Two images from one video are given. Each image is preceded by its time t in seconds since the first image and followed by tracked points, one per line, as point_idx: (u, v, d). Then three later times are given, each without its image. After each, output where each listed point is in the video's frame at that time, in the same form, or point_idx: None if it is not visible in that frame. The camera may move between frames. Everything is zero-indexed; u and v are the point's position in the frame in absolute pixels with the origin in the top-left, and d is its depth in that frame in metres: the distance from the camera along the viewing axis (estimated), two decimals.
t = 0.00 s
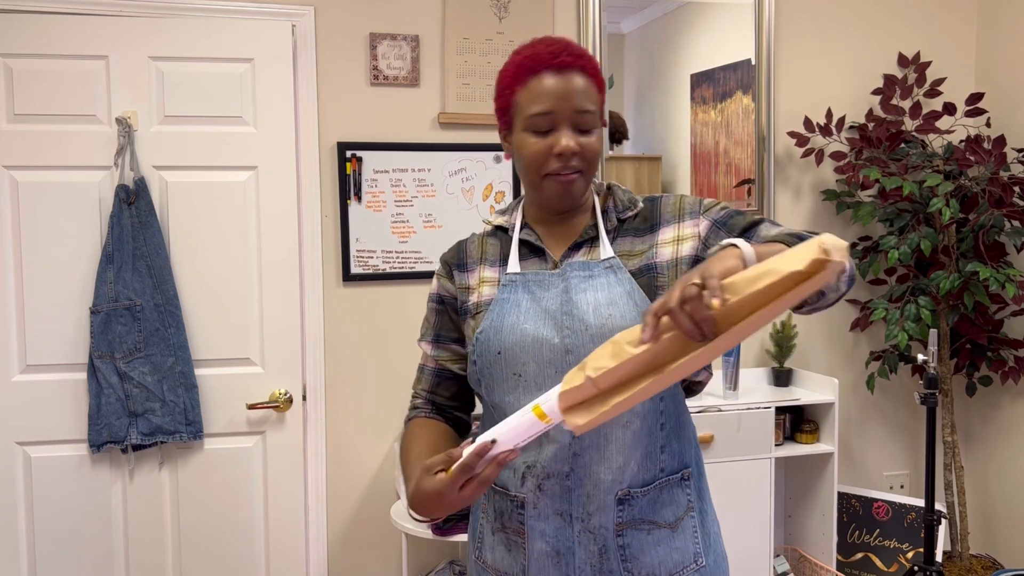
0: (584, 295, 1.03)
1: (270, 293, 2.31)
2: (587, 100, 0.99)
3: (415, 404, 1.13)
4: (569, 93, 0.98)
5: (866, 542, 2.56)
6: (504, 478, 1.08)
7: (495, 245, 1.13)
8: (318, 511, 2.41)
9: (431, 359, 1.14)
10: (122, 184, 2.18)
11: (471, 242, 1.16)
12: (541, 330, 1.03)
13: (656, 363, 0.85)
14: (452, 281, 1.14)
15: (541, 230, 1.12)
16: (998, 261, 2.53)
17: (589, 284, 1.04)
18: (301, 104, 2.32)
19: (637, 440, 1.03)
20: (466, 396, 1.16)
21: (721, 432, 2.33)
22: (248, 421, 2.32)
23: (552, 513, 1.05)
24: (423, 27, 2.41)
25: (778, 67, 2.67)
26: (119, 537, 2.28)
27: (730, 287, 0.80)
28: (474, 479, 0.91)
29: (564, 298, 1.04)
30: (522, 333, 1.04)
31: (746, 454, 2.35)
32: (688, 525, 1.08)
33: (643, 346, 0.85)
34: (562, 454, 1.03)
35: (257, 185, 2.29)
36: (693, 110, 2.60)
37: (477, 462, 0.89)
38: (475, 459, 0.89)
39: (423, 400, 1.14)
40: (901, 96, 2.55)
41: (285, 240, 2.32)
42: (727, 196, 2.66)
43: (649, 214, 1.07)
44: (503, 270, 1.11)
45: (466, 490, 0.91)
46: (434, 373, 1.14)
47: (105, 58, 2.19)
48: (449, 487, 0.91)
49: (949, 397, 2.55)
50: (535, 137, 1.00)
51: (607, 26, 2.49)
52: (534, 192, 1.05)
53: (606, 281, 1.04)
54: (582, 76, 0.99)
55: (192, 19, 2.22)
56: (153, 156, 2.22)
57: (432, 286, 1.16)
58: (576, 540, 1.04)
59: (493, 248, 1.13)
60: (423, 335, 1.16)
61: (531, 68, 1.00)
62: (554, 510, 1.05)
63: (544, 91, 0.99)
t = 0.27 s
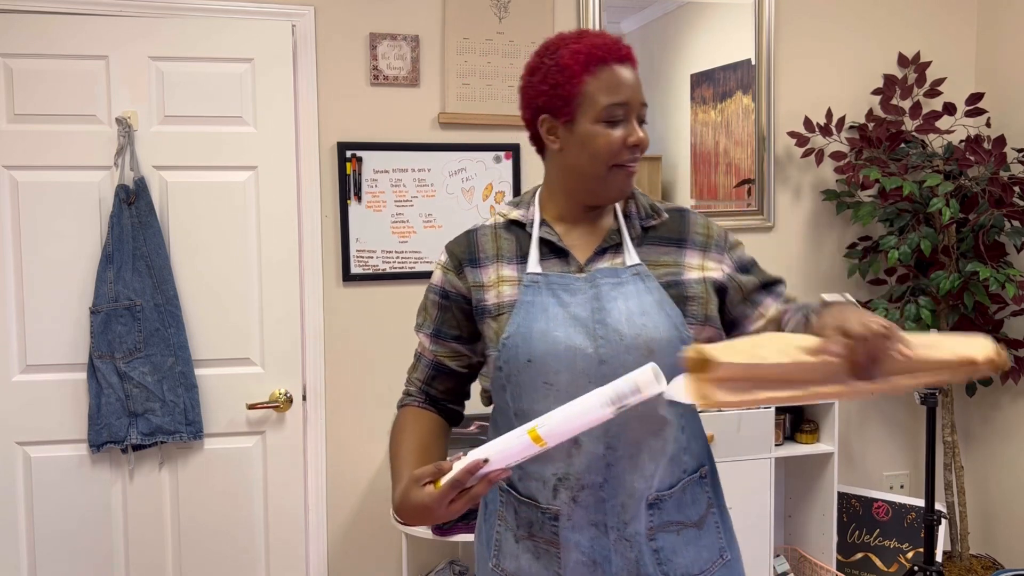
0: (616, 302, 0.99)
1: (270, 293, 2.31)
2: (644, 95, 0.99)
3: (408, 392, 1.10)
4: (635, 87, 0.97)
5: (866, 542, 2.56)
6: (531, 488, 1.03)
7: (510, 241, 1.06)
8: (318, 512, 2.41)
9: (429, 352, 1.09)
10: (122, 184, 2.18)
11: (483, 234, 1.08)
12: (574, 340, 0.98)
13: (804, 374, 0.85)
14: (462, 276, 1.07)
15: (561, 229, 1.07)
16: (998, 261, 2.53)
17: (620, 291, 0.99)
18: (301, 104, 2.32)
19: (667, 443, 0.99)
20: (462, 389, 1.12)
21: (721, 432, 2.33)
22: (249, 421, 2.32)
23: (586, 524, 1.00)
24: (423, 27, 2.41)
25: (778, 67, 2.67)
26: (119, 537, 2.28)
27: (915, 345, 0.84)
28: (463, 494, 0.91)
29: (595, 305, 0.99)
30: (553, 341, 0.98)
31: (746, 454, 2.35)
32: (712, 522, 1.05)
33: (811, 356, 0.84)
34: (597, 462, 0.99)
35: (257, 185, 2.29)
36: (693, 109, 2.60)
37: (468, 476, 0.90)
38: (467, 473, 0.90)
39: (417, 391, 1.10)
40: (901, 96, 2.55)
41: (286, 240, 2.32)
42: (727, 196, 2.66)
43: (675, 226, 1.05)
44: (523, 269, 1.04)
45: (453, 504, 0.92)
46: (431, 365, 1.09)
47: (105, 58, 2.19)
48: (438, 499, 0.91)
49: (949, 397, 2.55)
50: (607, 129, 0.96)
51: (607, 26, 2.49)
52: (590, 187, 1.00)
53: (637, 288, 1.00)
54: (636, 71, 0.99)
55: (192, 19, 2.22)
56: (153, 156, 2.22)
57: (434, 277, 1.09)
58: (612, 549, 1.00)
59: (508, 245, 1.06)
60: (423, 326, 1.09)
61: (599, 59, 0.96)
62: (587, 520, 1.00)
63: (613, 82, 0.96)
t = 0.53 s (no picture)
0: (700, 309, 1.01)
1: (270, 293, 2.31)
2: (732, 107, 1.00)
3: (467, 391, 1.06)
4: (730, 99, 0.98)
5: (866, 542, 2.56)
6: (608, 497, 1.01)
7: (580, 241, 1.03)
8: (318, 512, 2.41)
9: (489, 353, 1.04)
10: (122, 184, 2.18)
11: (549, 232, 1.04)
12: (662, 345, 0.98)
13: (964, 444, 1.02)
14: (527, 277, 1.01)
15: (631, 229, 1.06)
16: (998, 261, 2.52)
17: (704, 298, 1.02)
18: (300, 104, 2.32)
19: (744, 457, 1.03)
20: (520, 390, 1.08)
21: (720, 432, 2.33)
22: (249, 421, 2.32)
23: (665, 534, 1.02)
24: (423, 27, 2.41)
25: (778, 67, 2.67)
26: (118, 537, 2.28)
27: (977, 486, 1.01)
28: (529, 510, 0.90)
29: (680, 311, 1.00)
30: (640, 346, 0.98)
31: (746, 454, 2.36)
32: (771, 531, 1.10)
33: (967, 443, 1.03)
34: (680, 473, 1.00)
35: (257, 185, 2.29)
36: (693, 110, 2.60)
37: (537, 492, 0.89)
38: (536, 490, 0.88)
39: (479, 391, 1.05)
40: (901, 96, 2.55)
41: (286, 240, 2.32)
42: (727, 196, 2.66)
43: (744, 243, 1.11)
44: (599, 269, 1.02)
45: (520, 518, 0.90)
46: (492, 365, 1.04)
47: (106, 58, 2.19)
48: (506, 515, 0.90)
49: (950, 398, 2.55)
50: (704, 137, 0.97)
51: (607, 25, 2.49)
52: (676, 193, 1.00)
53: (718, 297, 1.03)
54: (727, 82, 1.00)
55: (192, 19, 2.22)
56: (153, 156, 2.22)
57: (495, 275, 1.03)
58: (686, 559, 1.02)
59: (578, 245, 1.03)
60: (483, 325, 1.04)
61: (702, 66, 0.96)
62: (666, 531, 1.02)
63: (716, 94, 0.97)
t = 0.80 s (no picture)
0: (820, 312, 1.01)
1: (269, 293, 2.31)
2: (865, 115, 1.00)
3: (571, 379, 1.00)
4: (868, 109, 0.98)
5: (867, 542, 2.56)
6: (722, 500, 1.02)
7: (695, 230, 1.02)
8: (318, 512, 2.41)
9: (595, 339, 1.00)
10: (122, 184, 2.18)
11: (666, 220, 1.03)
12: (784, 343, 0.99)
13: None
14: (643, 263, 1.00)
15: (748, 224, 1.05)
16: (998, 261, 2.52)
17: (823, 302, 1.03)
18: (300, 104, 2.31)
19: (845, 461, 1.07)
20: (621, 379, 1.04)
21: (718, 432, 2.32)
22: (248, 421, 2.32)
23: (777, 538, 1.03)
24: (423, 27, 2.41)
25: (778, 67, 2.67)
26: (118, 537, 2.27)
27: None
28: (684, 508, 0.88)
29: (800, 312, 1.01)
30: (765, 345, 0.98)
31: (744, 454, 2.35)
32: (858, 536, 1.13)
33: None
34: (794, 476, 1.02)
35: (257, 185, 2.29)
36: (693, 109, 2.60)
37: (694, 490, 0.87)
38: (693, 488, 0.87)
39: (582, 382, 1.00)
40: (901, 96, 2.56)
41: (285, 240, 2.32)
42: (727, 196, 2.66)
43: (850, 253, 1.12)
44: (717, 261, 1.01)
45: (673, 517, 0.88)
46: (596, 353, 1.00)
47: (106, 58, 2.19)
48: (661, 514, 0.87)
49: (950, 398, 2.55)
50: (847, 145, 0.96)
51: (607, 25, 2.49)
52: (808, 196, 0.99)
53: (835, 302, 1.04)
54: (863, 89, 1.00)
55: (191, 19, 2.22)
56: (153, 156, 2.22)
57: (607, 258, 1.00)
58: (796, 563, 1.05)
59: (694, 234, 1.02)
60: (589, 310, 1.00)
61: (852, 73, 0.95)
62: (778, 535, 1.03)
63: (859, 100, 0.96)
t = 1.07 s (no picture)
0: (920, 324, 0.99)
1: (269, 293, 2.31)
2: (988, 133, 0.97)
3: (649, 345, 0.94)
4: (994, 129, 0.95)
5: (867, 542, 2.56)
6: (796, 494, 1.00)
7: (807, 217, 1.00)
8: (318, 512, 2.41)
9: (686, 310, 0.95)
10: (122, 184, 2.18)
11: (782, 201, 0.99)
12: (883, 349, 0.96)
13: None
14: (756, 243, 0.97)
15: (853, 221, 1.01)
16: (998, 260, 2.52)
17: (923, 314, 1.00)
18: (300, 104, 2.32)
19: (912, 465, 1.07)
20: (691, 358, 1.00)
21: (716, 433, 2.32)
22: (248, 421, 2.32)
23: (844, 536, 1.02)
24: (423, 27, 2.41)
25: (778, 67, 2.67)
26: (118, 537, 2.27)
27: None
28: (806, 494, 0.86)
29: (899, 321, 0.97)
30: (864, 348, 0.95)
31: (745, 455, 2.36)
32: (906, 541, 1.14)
33: None
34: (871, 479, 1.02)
35: (257, 185, 2.29)
36: (693, 109, 2.60)
37: (820, 478, 0.85)
38: (817, 476, 0.85)
39: (660, 353, 0.95)
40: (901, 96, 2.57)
41: (285, 240, 2.32)
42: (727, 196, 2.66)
43: (939, 268, 1.09)
44: (827, 254, 0.99)
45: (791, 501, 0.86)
46: (682, 325, 0.95)
47: (106, 59, 2.19)
48: (784, 496, 0.84)
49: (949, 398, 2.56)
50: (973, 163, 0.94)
51: (607, 26, 2.50)
52: (922, 210, 0.97)
53: (932, 315, 1.01)
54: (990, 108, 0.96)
55: (191, 19, 2.22)
56: (152, 156, 2.22)
57: (715, 229, 0.96)
58: (859, 563, 1.04)
59: (805, 221, 0.99)
60: (688, 281, 0.95)
61: (992, 94, 0.92)
62: (846, 534, 1.03)
63: (992, 118, 0.93)
